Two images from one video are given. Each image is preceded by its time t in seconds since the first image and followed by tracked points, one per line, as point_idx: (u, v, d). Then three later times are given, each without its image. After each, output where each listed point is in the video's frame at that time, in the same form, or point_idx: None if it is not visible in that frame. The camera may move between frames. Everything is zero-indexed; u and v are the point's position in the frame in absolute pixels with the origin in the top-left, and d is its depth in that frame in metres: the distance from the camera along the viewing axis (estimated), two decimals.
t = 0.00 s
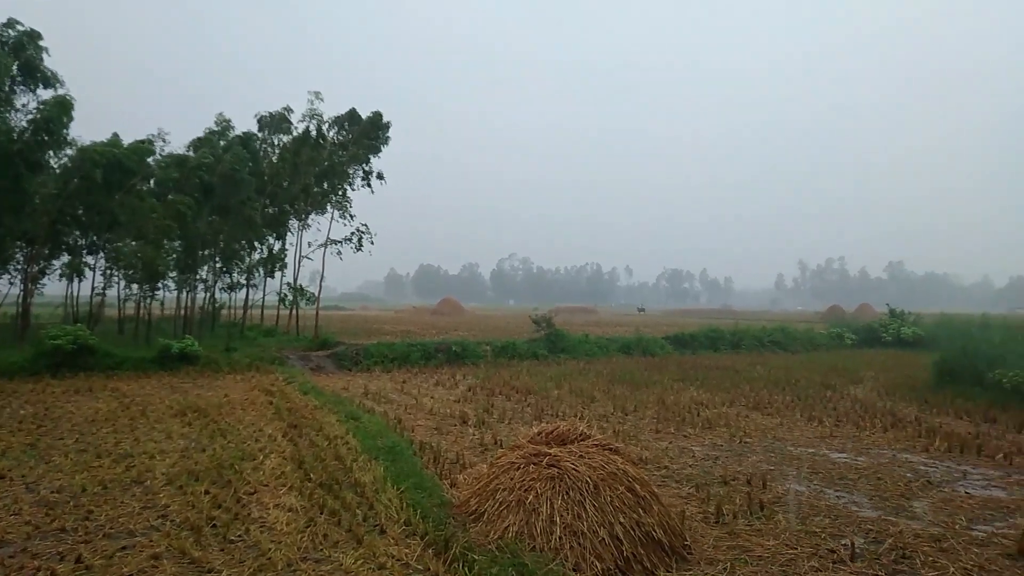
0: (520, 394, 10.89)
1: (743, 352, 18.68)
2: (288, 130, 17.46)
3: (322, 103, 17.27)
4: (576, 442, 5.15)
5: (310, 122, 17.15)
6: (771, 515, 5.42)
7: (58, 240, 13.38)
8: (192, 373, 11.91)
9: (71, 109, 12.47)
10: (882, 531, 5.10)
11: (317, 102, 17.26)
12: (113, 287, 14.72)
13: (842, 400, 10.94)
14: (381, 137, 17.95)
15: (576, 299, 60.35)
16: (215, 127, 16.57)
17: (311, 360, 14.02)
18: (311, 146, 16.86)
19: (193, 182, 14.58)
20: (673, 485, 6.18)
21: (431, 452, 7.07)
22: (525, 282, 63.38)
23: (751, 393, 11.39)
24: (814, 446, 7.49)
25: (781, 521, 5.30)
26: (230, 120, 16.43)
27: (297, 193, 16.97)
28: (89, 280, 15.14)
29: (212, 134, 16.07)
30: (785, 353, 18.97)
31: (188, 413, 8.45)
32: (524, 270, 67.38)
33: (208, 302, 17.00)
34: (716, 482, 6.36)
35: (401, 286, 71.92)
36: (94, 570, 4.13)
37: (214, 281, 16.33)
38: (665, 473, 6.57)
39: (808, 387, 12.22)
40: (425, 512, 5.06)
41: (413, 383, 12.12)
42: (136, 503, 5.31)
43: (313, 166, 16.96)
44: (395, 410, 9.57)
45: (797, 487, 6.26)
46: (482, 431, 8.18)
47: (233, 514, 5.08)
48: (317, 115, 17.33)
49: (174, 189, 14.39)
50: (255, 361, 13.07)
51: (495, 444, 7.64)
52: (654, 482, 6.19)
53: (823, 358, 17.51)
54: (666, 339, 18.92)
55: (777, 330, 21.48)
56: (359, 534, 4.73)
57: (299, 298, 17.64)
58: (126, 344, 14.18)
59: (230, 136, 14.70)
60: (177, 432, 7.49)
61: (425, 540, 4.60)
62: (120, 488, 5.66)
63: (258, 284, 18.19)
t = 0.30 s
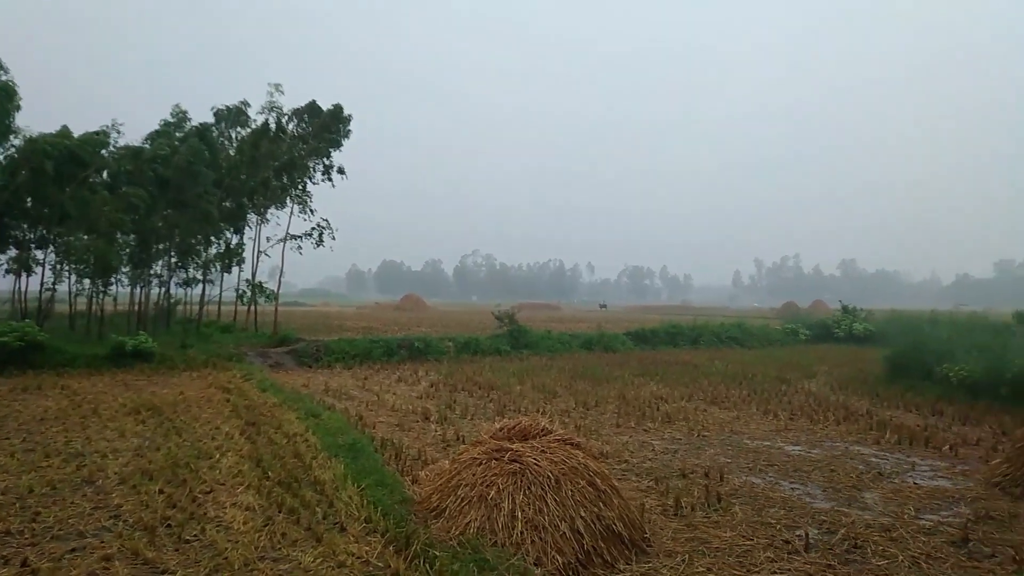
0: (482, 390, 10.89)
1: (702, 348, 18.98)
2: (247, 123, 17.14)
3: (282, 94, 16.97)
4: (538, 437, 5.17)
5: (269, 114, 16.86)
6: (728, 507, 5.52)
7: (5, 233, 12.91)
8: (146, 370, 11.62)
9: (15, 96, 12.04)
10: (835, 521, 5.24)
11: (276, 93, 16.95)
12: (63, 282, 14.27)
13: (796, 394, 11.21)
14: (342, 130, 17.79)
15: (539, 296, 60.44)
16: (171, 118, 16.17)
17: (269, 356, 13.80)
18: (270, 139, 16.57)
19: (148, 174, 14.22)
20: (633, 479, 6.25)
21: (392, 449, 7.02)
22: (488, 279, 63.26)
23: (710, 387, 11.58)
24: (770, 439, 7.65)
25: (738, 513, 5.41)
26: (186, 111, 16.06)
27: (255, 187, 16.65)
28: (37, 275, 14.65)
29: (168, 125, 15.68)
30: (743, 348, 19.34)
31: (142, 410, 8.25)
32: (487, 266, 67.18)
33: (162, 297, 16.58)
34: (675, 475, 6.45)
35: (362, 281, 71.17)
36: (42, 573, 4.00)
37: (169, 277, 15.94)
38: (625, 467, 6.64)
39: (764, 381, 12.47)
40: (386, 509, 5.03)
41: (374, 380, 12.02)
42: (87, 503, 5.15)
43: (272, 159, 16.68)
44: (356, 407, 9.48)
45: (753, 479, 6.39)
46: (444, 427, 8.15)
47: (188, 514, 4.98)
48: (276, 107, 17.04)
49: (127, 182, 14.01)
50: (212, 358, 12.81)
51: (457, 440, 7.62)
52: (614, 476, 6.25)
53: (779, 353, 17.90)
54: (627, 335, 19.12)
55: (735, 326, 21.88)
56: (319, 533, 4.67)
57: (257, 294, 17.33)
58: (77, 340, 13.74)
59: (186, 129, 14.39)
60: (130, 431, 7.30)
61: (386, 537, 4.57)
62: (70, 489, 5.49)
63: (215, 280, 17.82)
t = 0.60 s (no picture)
0: (456, 375, 10.86)
1: (673, 330, 19.16)
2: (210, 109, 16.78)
3: (247, 78, 16.61)
4: (512, 422, 5.16)
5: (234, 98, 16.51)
6: (700, 487, 5.58)
7: None
8: (111, 361, 11.37)
9: None
10: (804, 498, 5.33)
11: (241, 77, 16.59)
12: (21, 272, 13.86)
13: (765, 374, 11.37)
14: (309, 114, 17.51)
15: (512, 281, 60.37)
16: (132, 103, 15.74)
17: (238, 345, 13.58)
18: (235, 123, 16.24)
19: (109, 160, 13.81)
20: (607, 461, 6.29)
21: (365, 436, 6.97)
22: (460, 265, 62.98)
23: (681, 369, 11.70)
24: (740, 419, 7.75)
25: (709, 492, 5.47)
26: (148, 96, 15.65)
27: (220, 172, 16.30)
28: None
29: (129, 110, 15.26)
30: (713, 330, 19.57)
31: (107, 402, 8.07)
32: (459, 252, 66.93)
33: (126, 286, 16.22)
34: (647, 456, 6.50)
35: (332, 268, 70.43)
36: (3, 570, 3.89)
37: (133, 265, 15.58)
38: (598, 449, 6.68)
39: (734, 362, 12.64)
40: (359, 496, 4.99)
41: (346, 367, 11.92)
42: (50, 497, 5.03)
43: (237, 144, 16.35)
44: (327, 394, 9.39)
45: (724, 459, 6.47)
46: (417, 413, 8.11)
47: (156, 506, 4.88)
48: (242, 91, 16.66)
49: (87, 168, 13.59)
50: (179, 347, 12.58)
51: (430, 426, 7.59)
52: (588, 458, 6.28)
53: (748, 335, 18.14)
54: (599, 318, 19.21)
55: (704, 308, 22.11)
56: (291, 522, 4.61)
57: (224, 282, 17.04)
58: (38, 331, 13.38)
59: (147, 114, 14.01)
60: (95, 423, 7.13)
61: (359, 525, 4.52)
62: (32, 483, 5.34)
63: (181, 268, 17.47)
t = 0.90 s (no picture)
0: (413, 367, 10.80)
1: (628, 321, 19.40)
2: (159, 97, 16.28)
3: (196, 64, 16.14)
4: (470, 414, 5.16)
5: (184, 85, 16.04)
6: (655, 475, 5.68)
7: None
8: (55, 355, 10.98)
9: None
10: (755, 485, 5.46)
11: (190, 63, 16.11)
12: None
13: (717, 364, 11.61)
14: (260, 102, 17.18)
15: (470, 273, 60.18)
16: (77, 89, 15.15)
17: (189, 339, 13.24)
18: (185, 111, 15.77)
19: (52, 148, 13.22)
20: (564, 451, 6.34)
21: (321, 430, 6.89)
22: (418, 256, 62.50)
23: (637, 359, 11.86)
24: (694, 408, 7.90)
25: (664, 480, 5.57)
26: (93, 82, 15.07)
27: (170, 161, 15.80)
28: None
29: (72, 96, 14.66)
30: (667, 321, 19.88)
31: (51, 398, 7.79)
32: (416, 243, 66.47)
33: (70, 279, 15.65)
34: (604, 445, 6.58)
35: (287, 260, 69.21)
36: None
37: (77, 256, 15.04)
38: (556, 440, 6.73)
39: (688, 352, 12.87)
40: (315, 491, 4.92)
41: (301, 360, 11.75)
42: None
43: (188, 133, 15.88)
44: (282, 388, 9.24)
45: (678, 447, 6.59)
46: (375, 406, 8.05)
47: (104, 505, 4.74)
48: (191, 78, 16.18)
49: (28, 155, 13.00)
50: (127, 341, 12.21)
51: (388, 419, 7.54)
52: (545, 449, 6.32)
53: (702, 325, 18.48)
54: (557, 310, 19.32)
55: (659, 299, 22.44)
56: (245, 518, 4.53)
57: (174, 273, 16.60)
58: None
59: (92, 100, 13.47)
60: (38, 420, 6.88)
61: (315, 521, 4.47)
62: None
63: (128, 260, 16.94)
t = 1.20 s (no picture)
0: (382, 365, 10.71)
1: (597, 318, 19.50)
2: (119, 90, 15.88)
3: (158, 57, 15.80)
4: (439, 412, 5.13)
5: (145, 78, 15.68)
6: (624, 471, 5.71)
7: None
8: (10, 355, 10.65)
9: None
10: (721, 479, 5.53)
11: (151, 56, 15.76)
12: None
13: (685, 360, 11.73)
14: (222, 96, 16.97)
15: (439, 271, 59.96)
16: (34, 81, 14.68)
17: (151, 337, 12.95)
18: (146, 105, 15.41)
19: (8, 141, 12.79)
20: (534, 448, 6.34)
21: (287, 429, 6.79)
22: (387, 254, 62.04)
23: (606, 356, 11.92)
24: (662, 404, 7.97)
25: (632, 476, 5.61)
26: (50, 74, 14.63)
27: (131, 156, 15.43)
28: None
29: (29, 88, 14.21)
30: (636, 318, 20.03)
31: (6, 399, 7.54)
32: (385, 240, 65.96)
33: (27, 276, 15.19)
34: (573, 442, 6.60)
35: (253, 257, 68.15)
36: None
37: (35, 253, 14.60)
38: (526, 437, 6.73)
39: (656, 348, 12.99)
40: (281, 492, 4.84)
41: (267, 359, 11.57)
42: None
43: (149, 127, 15.52)
44: (247, 387, 9.09)
45: (646, 443, 6.63)
46: (343, 406, 7.96)
47: (62, 509, 4.60)
48: (153, 73, 15.83)
49: None
50: (86, 340, 11.90)
51: (356, 418, 7.46)
52: (515, 446, 6.32)
53: (670, 322, 18.66)
54: (526, 307, 19.33)
55: (628, 296, 22.60)
56: (209, 520, 4.44)
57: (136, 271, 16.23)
58: None
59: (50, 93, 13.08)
60: None
61: (281, 522, 4.40)
62: None
63: (87, 256, 16.51)
